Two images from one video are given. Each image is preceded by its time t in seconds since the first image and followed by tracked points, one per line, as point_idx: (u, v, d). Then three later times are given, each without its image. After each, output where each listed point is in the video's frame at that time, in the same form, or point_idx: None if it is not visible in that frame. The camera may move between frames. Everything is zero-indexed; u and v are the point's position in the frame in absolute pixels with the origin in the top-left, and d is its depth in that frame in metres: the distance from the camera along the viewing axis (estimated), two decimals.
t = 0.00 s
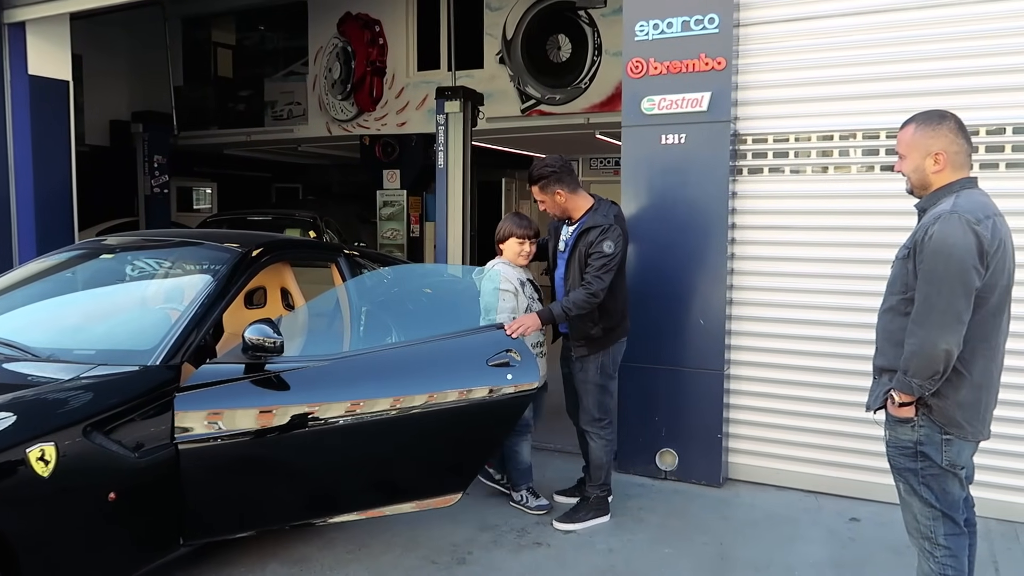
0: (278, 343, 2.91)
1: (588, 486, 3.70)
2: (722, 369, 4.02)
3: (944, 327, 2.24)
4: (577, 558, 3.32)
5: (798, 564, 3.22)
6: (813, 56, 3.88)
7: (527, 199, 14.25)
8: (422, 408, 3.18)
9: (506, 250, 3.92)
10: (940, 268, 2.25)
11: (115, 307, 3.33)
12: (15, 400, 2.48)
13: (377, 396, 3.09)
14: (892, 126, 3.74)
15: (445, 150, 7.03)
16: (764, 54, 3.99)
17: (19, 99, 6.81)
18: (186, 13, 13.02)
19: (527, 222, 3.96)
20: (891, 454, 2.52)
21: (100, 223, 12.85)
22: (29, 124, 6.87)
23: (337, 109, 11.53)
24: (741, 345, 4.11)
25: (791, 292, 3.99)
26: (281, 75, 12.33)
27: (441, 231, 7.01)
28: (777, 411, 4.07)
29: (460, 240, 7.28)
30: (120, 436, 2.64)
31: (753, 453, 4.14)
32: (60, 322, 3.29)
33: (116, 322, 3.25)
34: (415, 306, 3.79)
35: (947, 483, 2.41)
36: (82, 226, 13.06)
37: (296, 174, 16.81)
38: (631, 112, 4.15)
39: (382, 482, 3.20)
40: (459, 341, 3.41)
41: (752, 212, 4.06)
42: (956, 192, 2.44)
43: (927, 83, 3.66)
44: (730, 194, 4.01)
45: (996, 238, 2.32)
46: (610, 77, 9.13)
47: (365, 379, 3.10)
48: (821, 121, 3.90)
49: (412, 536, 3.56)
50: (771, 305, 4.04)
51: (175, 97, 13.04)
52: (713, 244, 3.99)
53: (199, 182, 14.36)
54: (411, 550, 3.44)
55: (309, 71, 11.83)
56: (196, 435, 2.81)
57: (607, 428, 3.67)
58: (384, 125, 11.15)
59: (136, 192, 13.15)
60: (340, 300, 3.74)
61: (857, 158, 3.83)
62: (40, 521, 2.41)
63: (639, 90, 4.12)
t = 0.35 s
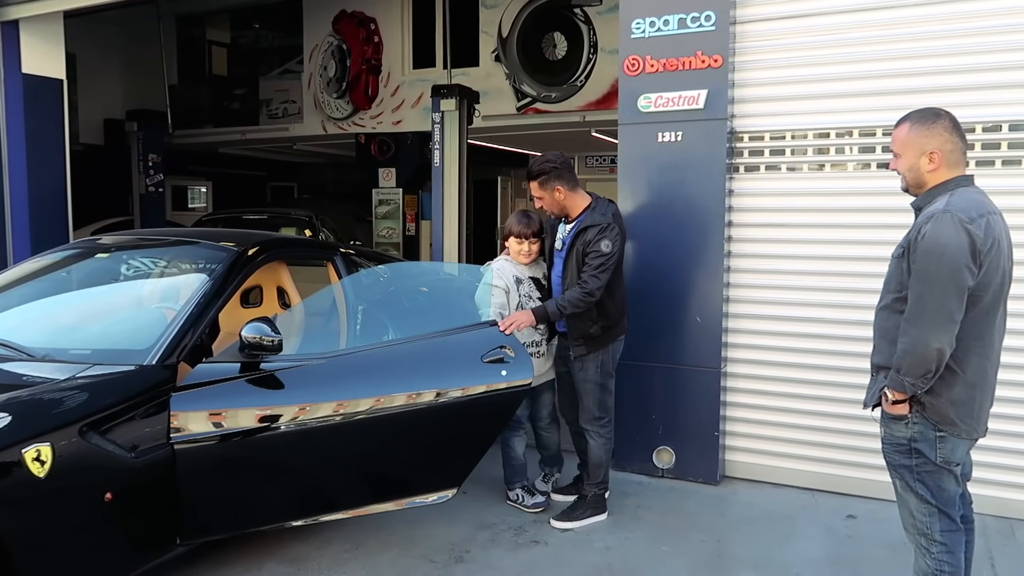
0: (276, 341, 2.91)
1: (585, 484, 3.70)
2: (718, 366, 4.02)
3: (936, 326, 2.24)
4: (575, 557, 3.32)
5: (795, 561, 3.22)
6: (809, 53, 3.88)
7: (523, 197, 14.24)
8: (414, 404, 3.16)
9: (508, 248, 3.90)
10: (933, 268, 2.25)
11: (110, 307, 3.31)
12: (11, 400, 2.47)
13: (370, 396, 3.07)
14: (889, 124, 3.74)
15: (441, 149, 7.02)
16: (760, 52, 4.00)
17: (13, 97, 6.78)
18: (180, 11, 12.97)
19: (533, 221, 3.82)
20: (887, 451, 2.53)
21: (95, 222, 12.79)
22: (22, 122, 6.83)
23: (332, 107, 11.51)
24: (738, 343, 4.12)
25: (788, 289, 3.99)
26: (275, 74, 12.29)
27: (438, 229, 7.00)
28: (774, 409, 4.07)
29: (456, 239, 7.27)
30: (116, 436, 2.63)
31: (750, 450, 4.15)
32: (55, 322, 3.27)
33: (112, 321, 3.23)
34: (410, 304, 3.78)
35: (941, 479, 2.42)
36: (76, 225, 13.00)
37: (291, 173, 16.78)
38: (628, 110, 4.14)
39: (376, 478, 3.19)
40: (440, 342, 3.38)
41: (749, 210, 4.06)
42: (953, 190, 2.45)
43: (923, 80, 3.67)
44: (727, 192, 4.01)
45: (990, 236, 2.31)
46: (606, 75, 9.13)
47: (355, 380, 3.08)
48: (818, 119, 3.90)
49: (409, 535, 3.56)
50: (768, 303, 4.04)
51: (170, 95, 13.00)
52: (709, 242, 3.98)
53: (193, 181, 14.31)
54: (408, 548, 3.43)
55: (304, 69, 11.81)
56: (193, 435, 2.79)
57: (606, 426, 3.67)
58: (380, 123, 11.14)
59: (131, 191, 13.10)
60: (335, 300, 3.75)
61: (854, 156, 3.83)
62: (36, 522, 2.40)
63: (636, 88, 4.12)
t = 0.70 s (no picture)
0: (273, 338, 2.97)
1: (580, 484, 3.70)
2: (713, 365, 4.02)
3: (926, 326, 2.25)
4: (570, 556, 3.31)
5: (790, 559, 3.23)
6: (803, 52, 3.88)
7: (516, 196, 14.22)
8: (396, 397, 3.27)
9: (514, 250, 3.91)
10: (922, 268, 2.26)
11: (103, 307, 3.29)
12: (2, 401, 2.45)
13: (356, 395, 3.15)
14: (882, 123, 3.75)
15: (434, 148, 7.00)
16: (754, 51, 4.00)
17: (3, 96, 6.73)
18: (171, 9, 12.90)
19: (535, 220, 3.85)
20: (880, 450, 2.54)
21: (86, 222, 12.71)
22: (12, 121, 6.78)
23: (325, 106, 11.46)
24: (732, 342, 4.12)
25: (782, 288, 4.00)
26: (268, 72, 12.23)
27: (431, 229, 6.97)
28: (768, 407, 4.08)
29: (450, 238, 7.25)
30: (109, 437, 2.62)
31: (744, 448, 4.16)
32: (46, 322, 3.25)
33: (105, 321, 3.21)
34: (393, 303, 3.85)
35: (934, 478, 2.43)
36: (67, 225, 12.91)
37: (283, 172, 16.71)
38: (623, 109, 4.14)
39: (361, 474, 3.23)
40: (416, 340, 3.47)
41: (743, 209, 4.07)
42: (942, 189, 2.46)
43: (915, 79, 3.68)
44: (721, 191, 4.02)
45: (980, 235, 2.31)
46: (599, 74, 9.12)
47: (339, 380, 3.15)
48: (812, 118, 3.90)
49: (404, 535, 3.55)
50: (762, 302, 4.05)
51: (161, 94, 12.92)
52: (703, 242, 3.99)
53: (185, 180, 14.24)
54: (403, 549, 3.42)
55: (296, 68, 11.76)
56: (187, 436, 2.80)
57: (599, 426, 3.66)
58: (373, 122, 11.10)
59: (122, 190, 13.02)
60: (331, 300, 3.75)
61: (848, 155, 3.84)
62: (28, 524, 2.38)
63: (630, 87, 4.12)
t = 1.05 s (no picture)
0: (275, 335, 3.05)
1: (580, 483, 3.72)
2: (712, 365, 4.02)
3: (937, 328, 2.25)
4: (569, 556, 3.31)
5: (790, 559, 3.24)
6: (801, 52, 3.89)
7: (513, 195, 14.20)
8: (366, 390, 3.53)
9: (511, 250, 3.93)
10: (931, 268, 2.26)
11: (99, 307, 3.28)
12: None
13: (337, 388, 3.36)
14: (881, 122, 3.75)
15: (431, 147, 6.99)
16: (752, 50, 4.00)
17: None
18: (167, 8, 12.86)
19: (530, 220, 3.83)
20: (879, 453, 2.52)
21: (82, 222, 12.68)
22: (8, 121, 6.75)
23: (321, 106, 11.44)
24: (731, 341, 4.13)
25: (781, 287, 4.01)
26: (264, 72, 12.20)
27: (428, 229, 6.96)
28: (767, 406, 4.08)
29: (447, 238, 7.25)
30: (106, 438, 2.61)
31: (743, 448, 4.17)
32: (43, 322, 3.23)
33: (102, 321, 3.19)
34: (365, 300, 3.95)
35: (931, 483, 2.43)
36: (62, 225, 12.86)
37: (280, 172, 16.67)
38: (621, 108, 4.14)
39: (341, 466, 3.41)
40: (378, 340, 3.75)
41: (742, 208, 4.07)
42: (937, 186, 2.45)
43: (916, 78, 3.68)
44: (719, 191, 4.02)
45: (984, 232, 2.33)
46: (596, 73, 9.12)
47: (318, 376, 3.32)
48: (811, 117, 3.91)
49: (404, 535, 3.54)
50: (762, 301, 4.05)
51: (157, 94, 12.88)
52: (703, 241, 3.99)
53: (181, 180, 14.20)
54: (402, 549, 3.42)
55: (293, 68, 11.73)
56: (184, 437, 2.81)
57: (598, 425, 3.67)
58: (370, 121, 11.08)
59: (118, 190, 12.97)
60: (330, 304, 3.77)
61: (846, 154, 3.84)
62: (26, 525, 2.37)
63: (628, 86, 4.12)
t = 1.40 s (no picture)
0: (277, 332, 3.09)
1: (582, 482, 3.71)
2: (715, 364, 4.02)
3: (953, 332, 2.23)
4: (572, 556, 3.32)
5: (793, 558, 3.24)
6: (803, 51, 3.89)
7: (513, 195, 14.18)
8: (359, 383, 3.65)
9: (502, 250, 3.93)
10: (943, 270, 2.24)
11: (101, 307, 3.27)
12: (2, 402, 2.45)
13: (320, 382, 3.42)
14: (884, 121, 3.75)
15: (432, 147, 7.00)
16: (754, 49, 4.00)
17: None
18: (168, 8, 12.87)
19: (519, 221, 3.84)
20: (882, 461, 2.47)
21: (82, 222, 12.68)
22: (9, 121, 6.75)
23: (321, 105, 11.44)
24: (734, 340, 4.13)
25: (783, 287, 4.01)
26: (264, 72, 12.18)
27: (429, 229, 6.96)
28: (769, 406, 4.08)
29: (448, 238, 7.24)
30: (110, 438, 2.62)
31: (746, 447, 4.17)
32: (45, 322, 3.23)
33: (104, 321, 3.18)
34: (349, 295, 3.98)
35: (934, 490, 2.42)
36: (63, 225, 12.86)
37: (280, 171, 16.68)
38: (623, 108, 4.14)
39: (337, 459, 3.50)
40: (371, 330, 3.89)
41: (745, 208, 4.07)
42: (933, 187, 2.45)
43: (919, 77, 3.68)
44: (722, 191, 4.02)
45: (989, 232, 2.33)
46: (596, 73, 9.12)
47: (304, 372, 3.36)
48: (813, 117, 3.91)
49: (406, 534, 3.54)
50: (764, 300, 4.05)
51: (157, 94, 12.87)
52: (705, 240, 3.99)
53: (181, 180, 14.18)
54: (406, 548, 3.42)
55: (293, 67, 11.73)
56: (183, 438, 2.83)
57: (602, 421, 3.67)
58: (370, 121, 11.07)
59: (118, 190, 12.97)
60: (328, 305, 3.81)
61: (849, 154, 3.84)
62: (30, 524, 2.36)
63: (631, 85, 4.11)
